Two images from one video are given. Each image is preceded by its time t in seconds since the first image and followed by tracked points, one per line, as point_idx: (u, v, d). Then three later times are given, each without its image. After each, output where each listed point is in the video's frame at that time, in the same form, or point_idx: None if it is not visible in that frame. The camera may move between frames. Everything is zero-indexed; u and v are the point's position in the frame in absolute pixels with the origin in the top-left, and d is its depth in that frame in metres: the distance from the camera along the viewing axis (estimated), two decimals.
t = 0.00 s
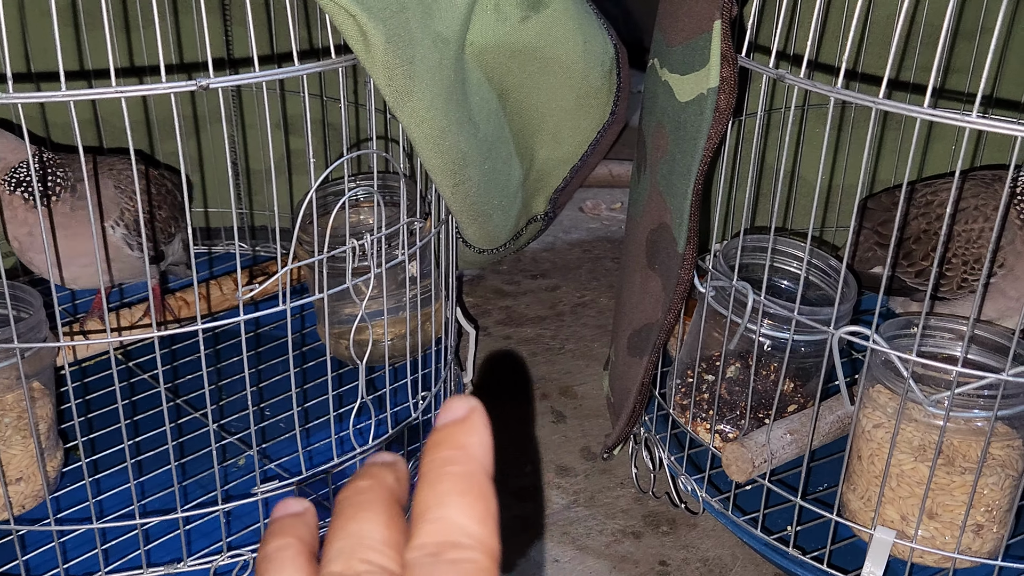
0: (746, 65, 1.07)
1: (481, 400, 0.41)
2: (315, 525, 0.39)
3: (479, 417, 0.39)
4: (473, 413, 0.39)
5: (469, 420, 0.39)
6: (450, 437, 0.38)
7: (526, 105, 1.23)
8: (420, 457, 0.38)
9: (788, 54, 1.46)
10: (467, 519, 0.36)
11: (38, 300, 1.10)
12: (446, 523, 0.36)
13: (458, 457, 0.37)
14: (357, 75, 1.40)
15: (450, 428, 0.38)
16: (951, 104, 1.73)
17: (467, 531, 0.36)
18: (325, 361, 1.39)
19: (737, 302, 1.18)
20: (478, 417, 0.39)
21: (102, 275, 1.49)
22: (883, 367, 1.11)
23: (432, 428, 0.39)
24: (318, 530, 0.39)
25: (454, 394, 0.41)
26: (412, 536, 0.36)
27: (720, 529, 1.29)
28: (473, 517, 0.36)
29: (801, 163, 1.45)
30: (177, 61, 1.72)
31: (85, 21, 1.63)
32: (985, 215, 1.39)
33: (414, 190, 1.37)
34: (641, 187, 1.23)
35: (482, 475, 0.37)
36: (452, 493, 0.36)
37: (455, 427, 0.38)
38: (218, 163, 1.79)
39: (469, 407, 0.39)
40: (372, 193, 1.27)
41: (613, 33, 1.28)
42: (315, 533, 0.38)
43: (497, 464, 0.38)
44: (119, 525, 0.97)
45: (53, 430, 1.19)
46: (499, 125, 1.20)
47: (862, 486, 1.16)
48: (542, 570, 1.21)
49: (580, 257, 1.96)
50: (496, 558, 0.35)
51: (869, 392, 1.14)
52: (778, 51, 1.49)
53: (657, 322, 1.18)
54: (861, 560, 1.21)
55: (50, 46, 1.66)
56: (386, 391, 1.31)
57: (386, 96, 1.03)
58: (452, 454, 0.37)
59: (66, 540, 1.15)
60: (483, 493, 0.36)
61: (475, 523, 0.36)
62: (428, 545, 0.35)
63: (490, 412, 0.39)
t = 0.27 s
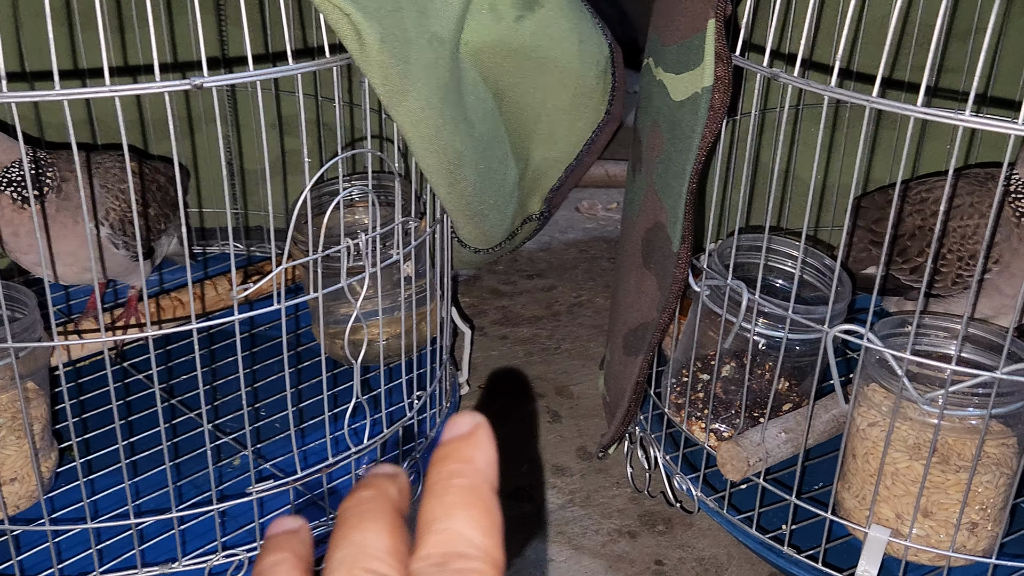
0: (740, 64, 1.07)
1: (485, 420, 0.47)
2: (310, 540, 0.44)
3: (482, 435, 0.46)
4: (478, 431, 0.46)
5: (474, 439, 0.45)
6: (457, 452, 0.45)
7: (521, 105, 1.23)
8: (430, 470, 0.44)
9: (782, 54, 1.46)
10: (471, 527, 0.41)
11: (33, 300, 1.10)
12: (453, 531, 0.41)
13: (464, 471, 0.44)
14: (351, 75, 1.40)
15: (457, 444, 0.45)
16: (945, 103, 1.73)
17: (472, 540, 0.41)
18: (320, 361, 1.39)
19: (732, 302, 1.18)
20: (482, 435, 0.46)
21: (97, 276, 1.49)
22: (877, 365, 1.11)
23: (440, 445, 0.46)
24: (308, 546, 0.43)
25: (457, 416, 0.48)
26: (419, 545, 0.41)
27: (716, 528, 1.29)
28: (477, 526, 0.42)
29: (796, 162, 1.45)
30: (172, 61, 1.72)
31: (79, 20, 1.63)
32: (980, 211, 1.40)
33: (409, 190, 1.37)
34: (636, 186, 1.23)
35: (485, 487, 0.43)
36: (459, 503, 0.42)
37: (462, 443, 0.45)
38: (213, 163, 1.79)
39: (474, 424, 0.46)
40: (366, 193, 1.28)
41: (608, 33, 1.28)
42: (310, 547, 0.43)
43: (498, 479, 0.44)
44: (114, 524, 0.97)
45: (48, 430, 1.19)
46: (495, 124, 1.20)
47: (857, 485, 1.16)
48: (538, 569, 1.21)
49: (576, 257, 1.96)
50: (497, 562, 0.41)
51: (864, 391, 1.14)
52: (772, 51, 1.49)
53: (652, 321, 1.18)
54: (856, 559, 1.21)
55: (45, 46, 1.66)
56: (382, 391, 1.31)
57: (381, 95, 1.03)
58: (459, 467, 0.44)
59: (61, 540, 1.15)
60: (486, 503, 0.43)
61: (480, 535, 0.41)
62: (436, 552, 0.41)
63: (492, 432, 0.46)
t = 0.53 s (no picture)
0: (733, 66, 1.08)
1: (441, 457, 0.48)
2: None
3: (442, 470, 0.46)
4: (436, 465, 0.46)
5: (435, 472, 0.45)
6: (419, 483, 0.45)
7: (515, 107, 1.23)
8: (394, 499, 0.44)
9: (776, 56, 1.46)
10: (433, 550, 0.41)
11: (27, 303, 1.10)
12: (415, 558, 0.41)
13: (425, 500, 0.43)
14: (345, 77, 1.40)
15: (420, 476, 0.45)
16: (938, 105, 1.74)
17: (433, 561, 0.41)
18: (314, 364, 1.39)
19: (725, 304, 1.18)
20: (442, 468, 0.46)
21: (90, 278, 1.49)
22: (871, 367, 1.11)
23: (402, 479, 0.45)
24: None
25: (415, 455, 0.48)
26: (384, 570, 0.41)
27: (710, 530, 1.29)
28: (436, 548, 0.41)
29: (789, 164, 1.45)
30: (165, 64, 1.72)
31: (72, 23, 1.63)
32: (975, 210, 1.40)
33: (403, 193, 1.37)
34: (630, 188, 1.23)
35: (444, 515, 0.43)
36: (418, 530, 0.42)
37: (423, 475, 0.45)
38: (208, 166, 1.79)
39: (432, 460, 0.47)
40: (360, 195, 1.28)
41: (602, 36, 1.28)
42: None
43: (458, 507, 0.44)
44: (108, 527, 0.97)
45: (42, 433, 1.19)
46: (488, 127, 1.20)
47: (851, 486, 1.16)
48: (533, 571, 1.21)
49: (571, 259, 1.96)
50: None
51: (857, 393, 1.14)
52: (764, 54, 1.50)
53: (645, 323, 1.19)
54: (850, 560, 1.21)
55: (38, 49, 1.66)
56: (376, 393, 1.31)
57: (375, 98, 1.04)
58: (419, 497, 0.44)
59: (56, 543, 1.15)
60: (446, 530, 0.42)
61: (441, 554, 0.41)
62: None
63: (451, 465, 0.46)
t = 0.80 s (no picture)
0: (729, 72, 1.08)
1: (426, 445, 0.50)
2: None
3: (424, 460, 0.48)
4: (420, 453, 0.48)
5: (417, 458, 0.48)
6: (404, 470, 0.47)
7: (512, 112, 1.24)
8: (378, 486, 0.46)
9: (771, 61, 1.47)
10: (416, 537, 0.44)
11: (26, 308, 1.10)
12: (400, 545, 0.44)
13: (409, 486, 0.46)
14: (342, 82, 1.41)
15: (404, 462, 0.47)
16: (933, 109, 1.75)
17: (416, 544, 0.44)
18: (312, 367, 1.39)
19: (722, 307, 1.19)
20: (423, 457, 0.48)
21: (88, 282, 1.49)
22: (866, 370, 1.12)
23: (387, 465, 0.48)
24: None
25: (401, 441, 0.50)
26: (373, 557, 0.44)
27: (707, 533, 1.30)
28: (420, 533, 0.44)
29: (785, 168, 1.46)
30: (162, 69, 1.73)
31: (71, 26, 1.64)
32: (968, 218, 1.41)
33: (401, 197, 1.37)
34: (627, 193, 1.24)
35: (427, 501, 0.46)
36: (403, 518, 0.44)
37: (405, 465, 0.47)
38: (205, 170, 1.79)
39: (415, 450, 0.49)
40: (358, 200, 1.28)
41: (598, 40, 1.29)
42: None
43: (440, 493, 0.47)
44: (107, 531, 0.98)
45: (41, 437, 1.19)
46: (485, 131, 1.21)
47: (846, 488, 1.17)
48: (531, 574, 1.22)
49: (568, 262, 1.97)
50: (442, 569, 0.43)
51: (852, 395, 1.15)
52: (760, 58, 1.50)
53: (642, 327, 1.19)
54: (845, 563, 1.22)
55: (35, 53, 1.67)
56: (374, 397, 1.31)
57: (373, 103, 1.04)
58: (400, 486, 0.46)
59: (55, 547, 1.16)
60: (428, 515, 0.45)
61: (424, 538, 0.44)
62: (384, 560, 0.43)
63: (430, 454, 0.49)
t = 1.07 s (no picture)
0: (722, 72, 1.08)
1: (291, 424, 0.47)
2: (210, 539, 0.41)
3: (294, 434, 0.44)
4: (289, 429, 0.45)
5: (288, 433, 0.44)
6: (272, 445, 0.43)
7: (507, 113, 1.24)
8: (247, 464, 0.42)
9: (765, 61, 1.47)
10: (293, 497, 0.39)
11: (20, 309, 1.10)
12: (275, 507, 0.39)
13: (279, 458, 0.42)
14: (337, 83, 1.41)
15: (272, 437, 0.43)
16: (926, 110, 1.75)
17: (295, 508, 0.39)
18: (307, 369, 1.39)
19: (716, 308, 1.19)
20: (294, 430, 0.44)
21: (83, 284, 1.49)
22: (860, 371, 1.12)
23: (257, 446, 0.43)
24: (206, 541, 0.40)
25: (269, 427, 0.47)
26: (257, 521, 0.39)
27: (702, 533, 1.30)
28: (298, 495, 0.40)
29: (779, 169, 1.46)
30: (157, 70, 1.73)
31: (65, 28, 1.64)
32: (961, 218, 1.41)
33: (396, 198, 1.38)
34: (621, 193, 1.24)
35: (300, 469, 0.42)
36: (277, 484, 0.40)
37: (275, 440, 0.43)
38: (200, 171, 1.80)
39: (282, 426, 0.46)
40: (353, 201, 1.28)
41: (593, 41, 1.29)
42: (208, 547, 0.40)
43: (315, 463, 0.43)
44: (101, 532, 0.97)
45: (35, 439, 1.19)
46: (480, 133, 1.21)
47: (840, 489, 1.17)
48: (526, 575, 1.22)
49: (563, 263, 1.97)
50: (326, 523, 0.39)
51: (846, 396, 1.15)
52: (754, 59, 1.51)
53: (636, 327, 1.20)
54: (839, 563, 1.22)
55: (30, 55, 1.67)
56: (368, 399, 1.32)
57: (366, 104, 1.04)
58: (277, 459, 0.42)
59: (49, 548, 1.16)
60: (303, 481, 0.41)
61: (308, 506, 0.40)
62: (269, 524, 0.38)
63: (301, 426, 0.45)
